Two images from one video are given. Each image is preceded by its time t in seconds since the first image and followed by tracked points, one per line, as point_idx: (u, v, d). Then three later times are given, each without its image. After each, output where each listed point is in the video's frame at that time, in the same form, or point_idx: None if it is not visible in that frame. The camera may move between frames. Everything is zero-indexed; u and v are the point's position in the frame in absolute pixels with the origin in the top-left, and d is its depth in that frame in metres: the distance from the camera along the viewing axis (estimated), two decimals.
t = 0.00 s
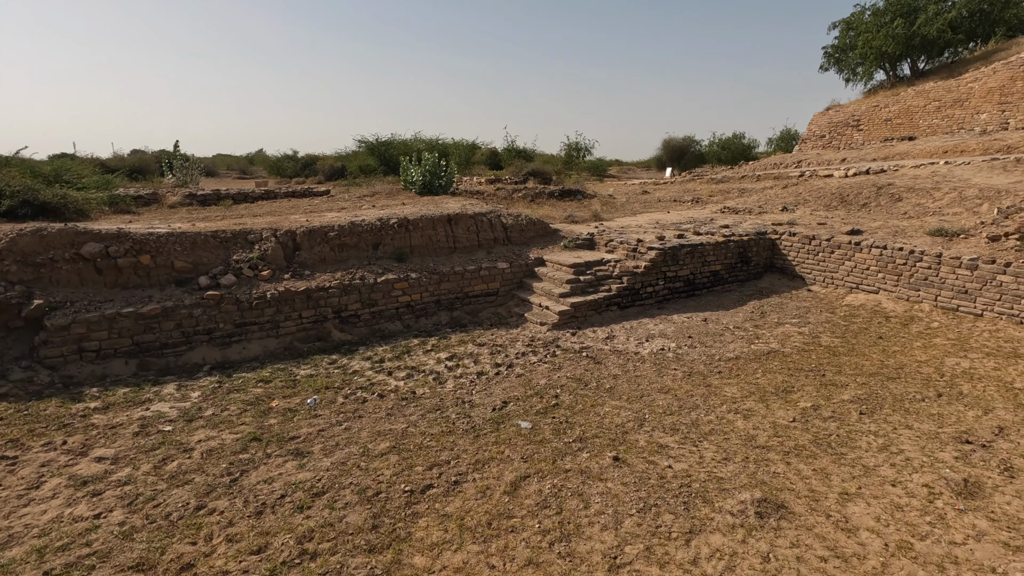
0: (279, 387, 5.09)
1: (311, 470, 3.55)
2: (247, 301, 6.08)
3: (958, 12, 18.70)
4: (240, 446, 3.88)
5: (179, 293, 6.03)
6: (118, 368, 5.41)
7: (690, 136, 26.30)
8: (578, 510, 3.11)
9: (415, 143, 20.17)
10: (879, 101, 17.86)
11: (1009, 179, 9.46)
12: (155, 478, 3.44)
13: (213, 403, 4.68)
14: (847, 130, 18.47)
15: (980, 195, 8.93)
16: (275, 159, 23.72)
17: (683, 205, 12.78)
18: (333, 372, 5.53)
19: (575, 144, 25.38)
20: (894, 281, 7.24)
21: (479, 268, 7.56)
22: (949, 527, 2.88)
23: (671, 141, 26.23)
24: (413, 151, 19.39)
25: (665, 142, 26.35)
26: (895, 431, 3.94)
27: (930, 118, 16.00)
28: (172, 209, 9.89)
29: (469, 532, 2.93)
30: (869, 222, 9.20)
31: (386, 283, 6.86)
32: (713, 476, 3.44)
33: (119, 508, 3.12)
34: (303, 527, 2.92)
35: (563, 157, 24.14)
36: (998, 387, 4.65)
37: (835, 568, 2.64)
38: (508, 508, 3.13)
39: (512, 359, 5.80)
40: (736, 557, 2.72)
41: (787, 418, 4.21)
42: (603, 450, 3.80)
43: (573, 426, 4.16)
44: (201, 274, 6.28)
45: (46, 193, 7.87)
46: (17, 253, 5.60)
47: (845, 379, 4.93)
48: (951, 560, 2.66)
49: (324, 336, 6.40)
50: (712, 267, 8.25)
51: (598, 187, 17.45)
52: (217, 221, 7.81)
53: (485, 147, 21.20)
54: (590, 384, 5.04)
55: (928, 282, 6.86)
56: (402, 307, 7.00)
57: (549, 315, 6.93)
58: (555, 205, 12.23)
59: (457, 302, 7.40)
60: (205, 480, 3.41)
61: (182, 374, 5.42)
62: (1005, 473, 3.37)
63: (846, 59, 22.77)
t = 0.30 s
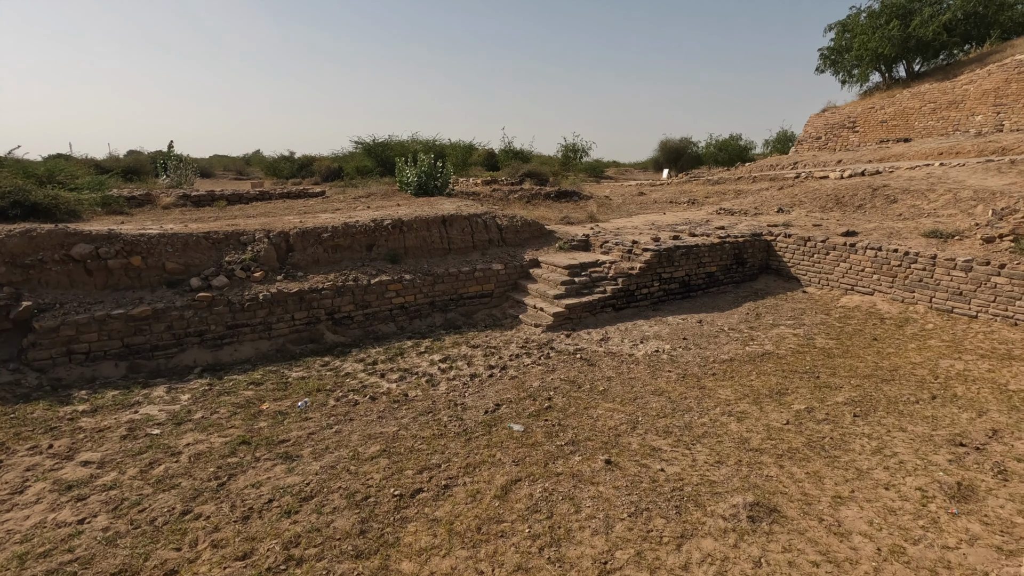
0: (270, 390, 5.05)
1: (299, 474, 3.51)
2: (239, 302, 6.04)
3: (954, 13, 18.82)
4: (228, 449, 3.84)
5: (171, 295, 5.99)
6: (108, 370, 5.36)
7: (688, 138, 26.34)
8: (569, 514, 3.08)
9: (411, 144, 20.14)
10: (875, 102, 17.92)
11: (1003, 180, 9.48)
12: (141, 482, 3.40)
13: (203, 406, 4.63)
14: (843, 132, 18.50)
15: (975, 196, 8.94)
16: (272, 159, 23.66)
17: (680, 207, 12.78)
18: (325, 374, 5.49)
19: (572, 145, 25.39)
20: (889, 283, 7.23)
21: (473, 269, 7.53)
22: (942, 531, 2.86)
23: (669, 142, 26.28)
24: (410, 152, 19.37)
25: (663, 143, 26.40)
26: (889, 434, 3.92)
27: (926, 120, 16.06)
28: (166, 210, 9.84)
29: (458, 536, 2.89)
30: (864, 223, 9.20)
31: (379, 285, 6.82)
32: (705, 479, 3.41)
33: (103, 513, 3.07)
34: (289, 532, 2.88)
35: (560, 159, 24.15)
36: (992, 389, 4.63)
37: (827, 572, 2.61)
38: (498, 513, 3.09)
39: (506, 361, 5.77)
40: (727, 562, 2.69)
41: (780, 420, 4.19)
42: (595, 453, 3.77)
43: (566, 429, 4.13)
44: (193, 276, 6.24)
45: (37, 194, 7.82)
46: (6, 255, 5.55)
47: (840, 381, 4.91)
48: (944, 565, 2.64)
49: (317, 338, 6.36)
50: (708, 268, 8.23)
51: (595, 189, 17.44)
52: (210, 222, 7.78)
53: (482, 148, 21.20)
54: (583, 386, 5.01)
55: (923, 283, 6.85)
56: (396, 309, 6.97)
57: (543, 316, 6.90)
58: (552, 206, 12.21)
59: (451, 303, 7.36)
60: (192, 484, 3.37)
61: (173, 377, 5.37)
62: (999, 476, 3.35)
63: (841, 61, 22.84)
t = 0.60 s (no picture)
0: (264, 392, 5.03)
1: (291, 477, 3.49)
2: (234, 304, 6.02)
3: (952, 16, 18.83)
4: (220, 452, 3.82)
5: (166, 296, 5.97)
6: (102, 372, 5.34)
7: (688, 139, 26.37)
8: (561, 519, 3.06)
9: (411, 145, 20.15)
10: (874, 104, 17.92)
11: (1001, 182, 9.48)
12: (132, 486, 3.38)
13: (196, 408, 4.61)
14: (842, 134, 18.50)
15: (972, 199, 8.93)
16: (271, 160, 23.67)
17: (678, 208, 12.77)
18: (320, 376, 5.47)
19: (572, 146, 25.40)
20: (886, 285, 7.22)
21: (470, 271, 7.52)
22: (935, 536, 2.84)
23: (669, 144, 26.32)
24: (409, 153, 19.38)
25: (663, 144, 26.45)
26: (884, 437, 3.91)
27: (924, 122, 16.06)
28: (163, 211, 9.83)
29: (448, 541, 2.88)
30: (861, 225, 9.19)
31: (376, 286, 6.81)
32: (699, 483, 3.40)
33: (93, 517, 3.05)
34: (279, 537, 2.86)
35: (559, 160, 24.17)
36: (987, 392, 4.62)
37: None
38: (490, 517, 3.08)
39: (502, 363, 5.75)
40: (719, 568, 2.67)
41: (775, 424, 4.17)
42: (589, 456, 3.75)
43: (560, 433, 4.11)
44: (188, 277, 6.22)
45: (33, 196, 7.81)
46: None
47: (836, 384, 4.90)
48: (936, 571, 2.62)
49: (312, 340, 6.34)
50: (705, 270, 8.22)
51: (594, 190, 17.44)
52: (207, 223, 7.76)
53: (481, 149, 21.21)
54: (578, 388, 4.99)
55: (920, 286, 6.84)
56: (392, 310, 6.96)
57: (540, 318, 6.88)
58: (550, 207, 12.21)
59: (448, 305, 7.35)
60: (183, 488, 3.35)
61: (167, 379, 5.35)
62: (993, 480, 3.34)
63: (841, 62, 22.84)
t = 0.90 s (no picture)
0: (262, 393, 5.02)
1: (286, 478, 3.48)
2: (233, 304, 6.01)
3: (954, 17, 18.79)
4: (216, 453, 3.81)
5: (164, 296, 5.97)
6: (99, 373, 5.33)
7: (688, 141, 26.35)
8: (557, 521, 3.05)
9: (411, 145, 20.18)
10: (875, 105, 17.89)
11: (1001, 184, 9.45)
12: (127, 487, 3.37)
13: (193, 409, 4.61)
14: (843, 135, 18.47)
15: (973, 200, 8.90)
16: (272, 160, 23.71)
17: (678, 209, 12.76)
18: (318, 377, 5.46)
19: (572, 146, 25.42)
20: (886, 287, 7.19)
21: (469, 272, 7.50)
22: (934, 540, 2.83)
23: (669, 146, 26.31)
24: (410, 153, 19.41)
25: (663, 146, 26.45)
26: (882, 440, 3.89)
27: (925, 123, 16.03)
28: (163, 211, 9.84)
29: (444, 543, 2.87)
30: (861, 226, 9.16)
31: (374, 287, 6.80)
32: (696, 486, 3.38)
33: (87, 518, 3.05)
34: (273, 539, 2.85)
35: (560, 160, 24.18)
36: (987, 394, 4.60)
37: None
38: (485, 519, 3.06)
39: (500, 364, 5.74)
40: (715, 571, 2.66)
41: (773, 426, 4.16)
42: (586, 458, 3.73)
43: (557, 434, 4.09)
44: (186, 278, 6.22)
45: (32, 196, 7.81)
46: None
47: (835, 386, 4.88)
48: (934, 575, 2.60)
49: (311, 341, 6.34)
50: (704, 271, 8.19)
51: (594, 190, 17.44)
52: (206, 224, 7.76)
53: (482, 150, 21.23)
54: (576, 390, 4.98)
55: (920, 287, 6.82)
56: (391, 311, 6.95)
57: (539, 319, 6.86)
58: (549, 208, 12.20)
59: (446, 306, 7.34)
60: (178, 489, 3.34)
61: (165, 379, 5.35)
62: (993, 483, 3.32)
63: (842, 63, 22.81)
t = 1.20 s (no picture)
0: (262, 393, 5.02)
1: (286, 480, 3.48)
2: (234, 305, 6.01)
3: (958, 18, 18.73)
4: (216, 454, 3.81)
5: (165, 297, 5.97)
6: (100, 373, 5.34)
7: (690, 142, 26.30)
8: (556, 523, 3.04)
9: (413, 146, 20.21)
10: (877, 107, 17.84)
11: (1005, 186, 9.41)
12: (126, 488, 3.37)
13: (193, 410, 4.61)
14: (846, 136, 18.43)
15: (976, 202, 8.87)
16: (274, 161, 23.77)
17: (680, 211, 12.74)
18: (318, 378, 5.46)
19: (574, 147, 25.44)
20: (888, 289, 7.17)
21: (470, 273, 7.50)
22: (935, 544, 2.81)
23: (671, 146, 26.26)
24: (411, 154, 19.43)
25: (666, 147, 26.43)
26: (884, 443, 3.87)
27: (929, 124, 15.98)
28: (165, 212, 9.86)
29: (442, 545, 2.86)
30: (864, 228, 9.13)
31: (375, 288, 6.79)
32: (696, 488, 3.37)
33: (86, 519, 3.05)
34: (271, 541, 2.85)
35: (561, 161, 24.18)
36: (990, 397, 4.57)
37: None
38: (484, 522, 3.05)
39: (500, 366, 5.73)
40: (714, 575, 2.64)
41: (774, 428, 4.14)
42: (586, 460, 3.72)
43: (557, 436, 4.08)
44: (187, 278, 6.22)
45: (35, 197, 7.82)
46: None
47: (836, 389, 4.86)
48: None
49: (311, 342, 6.33)
50: (706, 273, 8.17)
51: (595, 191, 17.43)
52: (207, 225, 7.76)
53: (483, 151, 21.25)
54: (577, 392, 4.96)
55: (922, 289, 6.79)
56: (391, 312, 6.94)
57: (539, 320, 6.85)
58: (551, 209, 12.20)
59: (447, 307, 7.33)
60: (177, 490, 3.34)
61: (165, 380, 5.35)
62: (995, 487, 3.30)
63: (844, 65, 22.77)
